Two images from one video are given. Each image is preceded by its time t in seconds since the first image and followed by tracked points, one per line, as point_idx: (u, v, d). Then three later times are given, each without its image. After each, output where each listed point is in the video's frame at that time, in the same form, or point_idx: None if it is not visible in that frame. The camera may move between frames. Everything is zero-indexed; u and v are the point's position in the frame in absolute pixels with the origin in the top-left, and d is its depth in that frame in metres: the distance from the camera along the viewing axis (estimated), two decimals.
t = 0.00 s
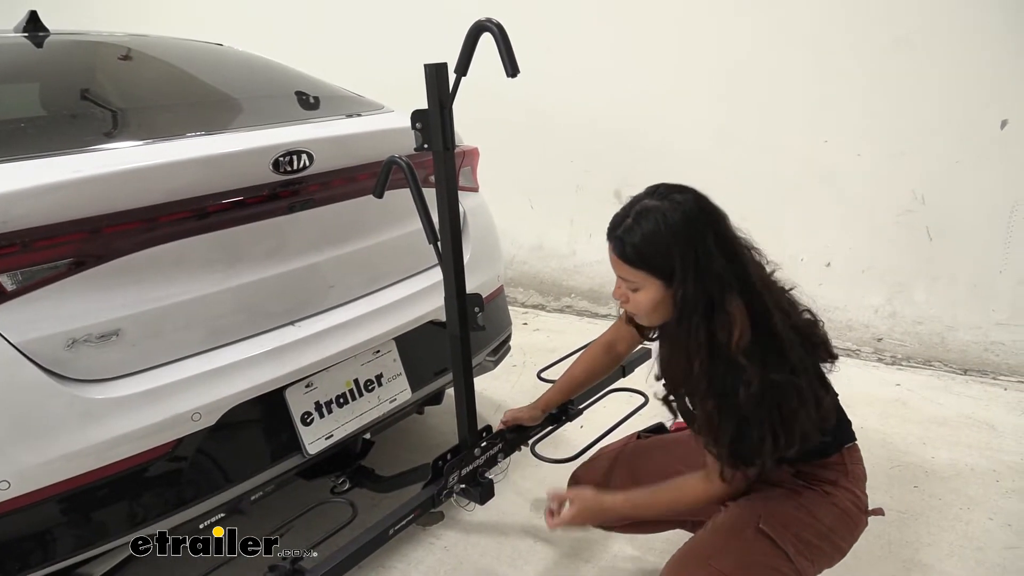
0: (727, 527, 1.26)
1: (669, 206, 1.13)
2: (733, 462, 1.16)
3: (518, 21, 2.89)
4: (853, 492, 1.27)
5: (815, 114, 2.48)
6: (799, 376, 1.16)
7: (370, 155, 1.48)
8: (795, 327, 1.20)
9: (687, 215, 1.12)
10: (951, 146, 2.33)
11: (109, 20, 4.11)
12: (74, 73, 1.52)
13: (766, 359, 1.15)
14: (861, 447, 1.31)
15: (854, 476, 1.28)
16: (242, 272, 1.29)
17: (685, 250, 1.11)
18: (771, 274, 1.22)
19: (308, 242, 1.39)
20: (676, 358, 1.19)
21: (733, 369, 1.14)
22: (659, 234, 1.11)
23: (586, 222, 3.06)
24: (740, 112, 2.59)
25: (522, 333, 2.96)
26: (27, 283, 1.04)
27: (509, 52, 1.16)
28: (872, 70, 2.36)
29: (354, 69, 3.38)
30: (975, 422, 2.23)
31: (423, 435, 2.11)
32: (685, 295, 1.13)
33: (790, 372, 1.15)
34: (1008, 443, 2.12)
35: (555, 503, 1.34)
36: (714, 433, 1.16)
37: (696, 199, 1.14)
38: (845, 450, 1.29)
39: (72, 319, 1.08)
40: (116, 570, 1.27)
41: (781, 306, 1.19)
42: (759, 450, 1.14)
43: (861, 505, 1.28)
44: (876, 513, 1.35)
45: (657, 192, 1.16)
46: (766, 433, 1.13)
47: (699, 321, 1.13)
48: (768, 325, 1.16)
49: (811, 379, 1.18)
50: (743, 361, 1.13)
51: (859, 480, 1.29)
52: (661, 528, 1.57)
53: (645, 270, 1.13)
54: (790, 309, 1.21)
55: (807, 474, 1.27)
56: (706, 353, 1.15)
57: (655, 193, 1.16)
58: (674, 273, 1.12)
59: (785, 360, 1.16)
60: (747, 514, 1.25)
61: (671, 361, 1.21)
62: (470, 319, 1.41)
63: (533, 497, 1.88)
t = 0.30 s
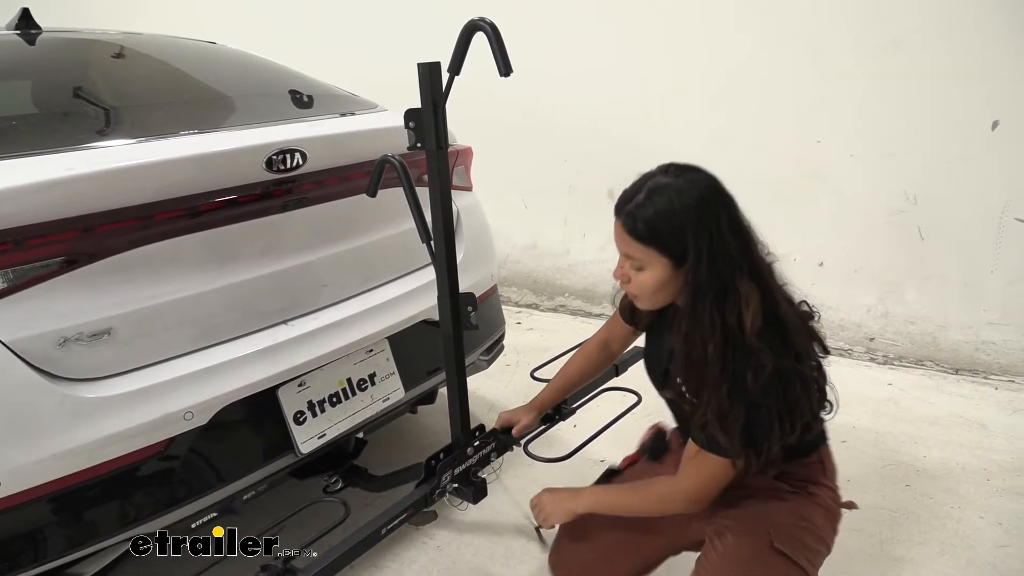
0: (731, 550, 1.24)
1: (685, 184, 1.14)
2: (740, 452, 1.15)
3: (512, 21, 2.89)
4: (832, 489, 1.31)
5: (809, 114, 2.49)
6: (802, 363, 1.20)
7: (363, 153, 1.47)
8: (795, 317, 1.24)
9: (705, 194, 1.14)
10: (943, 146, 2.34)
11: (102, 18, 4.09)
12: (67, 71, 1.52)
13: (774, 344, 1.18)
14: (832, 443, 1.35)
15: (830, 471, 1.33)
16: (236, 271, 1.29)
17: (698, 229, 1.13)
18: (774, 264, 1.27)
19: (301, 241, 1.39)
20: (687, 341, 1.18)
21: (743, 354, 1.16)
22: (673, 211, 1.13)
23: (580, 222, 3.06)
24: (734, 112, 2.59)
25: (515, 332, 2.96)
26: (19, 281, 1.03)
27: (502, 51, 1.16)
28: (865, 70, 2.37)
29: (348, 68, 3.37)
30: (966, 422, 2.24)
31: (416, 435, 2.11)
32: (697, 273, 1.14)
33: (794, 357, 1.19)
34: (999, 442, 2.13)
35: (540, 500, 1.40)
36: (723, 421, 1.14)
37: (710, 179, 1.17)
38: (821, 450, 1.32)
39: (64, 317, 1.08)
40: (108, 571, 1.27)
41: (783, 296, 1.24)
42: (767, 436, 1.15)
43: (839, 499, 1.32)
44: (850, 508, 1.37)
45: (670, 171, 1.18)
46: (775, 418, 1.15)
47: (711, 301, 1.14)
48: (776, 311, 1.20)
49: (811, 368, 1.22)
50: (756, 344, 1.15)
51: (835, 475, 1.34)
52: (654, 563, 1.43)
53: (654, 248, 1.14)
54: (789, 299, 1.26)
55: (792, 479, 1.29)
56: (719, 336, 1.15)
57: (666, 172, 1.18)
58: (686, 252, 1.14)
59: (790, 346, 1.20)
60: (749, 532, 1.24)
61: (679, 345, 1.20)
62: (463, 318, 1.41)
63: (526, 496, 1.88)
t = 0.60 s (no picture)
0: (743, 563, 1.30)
1: (696, 169, 1.15)
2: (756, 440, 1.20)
3: (508, 22, 2.89)
4: (802, 480, 1.41)
5: (804, 115, 2.49)
6: (797, 346, 1.28)
7: (358, 154, 1.48)
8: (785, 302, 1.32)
9: (718, 178, 1.16)
10: (938, 147, 2.35)
11: (96, 19, 4.08)
12: (62, 72, 1.51)
13: (777, 330, 1.24)
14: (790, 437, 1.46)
15: (796, 465, 1.43)
16: (232, 271, 1.29)
17: (712, 214, 1.15)
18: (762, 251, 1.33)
19: (297, 242, 1.39)
20: (700, 330, 1.19)
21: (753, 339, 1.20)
22: (686, 194, 1.14)
23: (575, 222, 3.06)
24: (729, 113, 2.60)
25: (511, 333, 2.96)
26: (13, 282, 1.03)
27: (496, 52, 1.16)
28: (859, 71, 2.37)
29: (344, 69, 3.37)
30: (961, 422, 2.25)
31: (412, 435, 2.11)
32: (709, 257, 1.15)
33: (792, 341, 1.27)
34: (994, 441, 2.14)
35: (512, 503, 1.25)
36: (742, 410, 1.17)
37: (718, 163, 1.19)
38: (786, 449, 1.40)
39: (59, 318, 1.08)
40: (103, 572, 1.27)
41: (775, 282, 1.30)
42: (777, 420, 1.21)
43: (808, 488, 1.42)
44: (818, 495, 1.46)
45: (677, 155, 1.19)
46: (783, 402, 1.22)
47: (724, 285, 1.17)
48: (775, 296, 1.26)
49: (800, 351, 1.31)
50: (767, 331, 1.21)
51: (799, 467, 1.44)
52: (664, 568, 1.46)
53: (662, 233, 1.14)
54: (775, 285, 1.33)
55: (769, 480, 1.36)
56: (734, 322, 1.18)
57: (673, 156, 1.19)
58: (697, 236, 1.15)
59: (787, 330, 1.27)
60: (754, 542, 1.30)
61: (689, 334, 1.20)
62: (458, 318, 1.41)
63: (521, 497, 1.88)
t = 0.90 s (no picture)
0: (715, 559, 1.31)
1: (661, 170, 1.15)
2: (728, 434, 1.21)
3: (507, 23, 2.90)
4: (784, 474, 1.42)
5: (802, 115, 2.50)
6: (767, 339, 1.28)
7: (357, 155, 1.48)
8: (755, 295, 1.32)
9: (683, 178, 1.16)
10: (936, 147, 2.35)
11: (95, 21, 4.09)
12: (61, 74, 1.52)
13: (747, 324, 1.24)
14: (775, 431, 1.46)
15: (780, 458, 1.43)
16: (231, 273, 1.29)
17: (680, 214, 1.14)
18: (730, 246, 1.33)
19: (296, 243, 1.39)
20: (671, 330, 1.18)
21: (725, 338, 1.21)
22: (652, 197, 1.13)
23: (575, 223, 3.07)
24: (728, 114, 2.60)
25: (511, 334, 2.96)
26: (13, 285, 1.03)
27: (495, 53, 1.16)
28: (857, 71, 2.38)
29: (343, 71, 3.37)
30: (962, 422, 2.25)
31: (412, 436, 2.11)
32: (679, 259, 1.15)
33: (763, 334, 1.27)
34: (995, 442, 2.14)
35: (473, 507, 1.25)
36: (713, 407, 1.18)
37: (682, 162, 1.19)
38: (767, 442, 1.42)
39: (59, 320, 1.08)
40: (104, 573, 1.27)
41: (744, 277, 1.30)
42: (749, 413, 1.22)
43: (791, 481, 1.43)
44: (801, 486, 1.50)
45: (642, 156, 1.18)
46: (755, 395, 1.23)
47: (695, 286, 1.17)
48: (745, 291, 1.26)
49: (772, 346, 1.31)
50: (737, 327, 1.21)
51: (784, 460, 1.44)
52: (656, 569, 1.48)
53: (631, 235, 1.13)
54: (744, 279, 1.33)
55: (748, 474, 1.38)
56: (705, 323, 1.18)
57: (638, 157, 1.17)
58: (667, 237, 1.14)
59: (757, 324, 1.28)
60: (727, 536, 1.32)
61: (660, 335, 1.20)
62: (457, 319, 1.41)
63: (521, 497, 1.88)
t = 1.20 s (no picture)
0: (717, 554, 1.31)
1: (635, 178, 1.14)
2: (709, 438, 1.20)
3: (508, 24, 2.90)
4: (778, 466, 1.42)
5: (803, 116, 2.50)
6: (752, 342, 1.26)
7: (360, 155, 1.48)
8: (739, 298, 1.30)
9: (656, 184, 1.15)
10: (938, 148, 2.35)
11: (96, 23, 4.10)
12: (63, 75, 1.52)
13: (728, 328, 1.22)
14: (766, 424, 1.46)
15: (772, 450, 1.43)
16: (234, 273, 1.29)
17: (656, 221, 1.14)
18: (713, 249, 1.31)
19: (298, 244, 1.39)
20: (649, 337, 1.18)
21: (706, 344, 1.19)
22: (627, 205, 1.12)
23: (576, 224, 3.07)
24: (729, 114, 2.60)
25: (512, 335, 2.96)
26: (16, 285, 1.03)
27: (497, 54, 1.16)
28: (859, 72, 2.38)
29: (345, 72, 3.38)
30: (964, 423, 2.24)
31: (413, 437, 2.11)
32: (656, 267, 1.15)
33: (747, 338, 1.25)
34: (996, 443, 2.14)
35: (462, 505, 1.28)
36: (693, 413, 1.17)
37: (657, 169, 1.18)
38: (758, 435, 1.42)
39: (61, 320, 1.08)
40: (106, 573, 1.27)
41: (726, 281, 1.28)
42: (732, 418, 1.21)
43: (784, 473, 1.43)
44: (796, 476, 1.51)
45: (617, 164, 1.17)
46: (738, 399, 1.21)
47: (672, 294, 1.16)
48: (726, 296, 1.24)
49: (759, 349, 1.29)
50: (718, 333, 1.19)
51: (776, 452, 1.44)
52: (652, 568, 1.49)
53: (609, 245, 1.13)
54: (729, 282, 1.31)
55: (741, 470, 1.38)
56: (683, 330, 1.17)
57: (613, 165, 1.17)
58: (643, 246, 1.14)
59: (741, 328, 1.25)
60: (726, 531, 1.32)
61: (639, 342, 1.19)
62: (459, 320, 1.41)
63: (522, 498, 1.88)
